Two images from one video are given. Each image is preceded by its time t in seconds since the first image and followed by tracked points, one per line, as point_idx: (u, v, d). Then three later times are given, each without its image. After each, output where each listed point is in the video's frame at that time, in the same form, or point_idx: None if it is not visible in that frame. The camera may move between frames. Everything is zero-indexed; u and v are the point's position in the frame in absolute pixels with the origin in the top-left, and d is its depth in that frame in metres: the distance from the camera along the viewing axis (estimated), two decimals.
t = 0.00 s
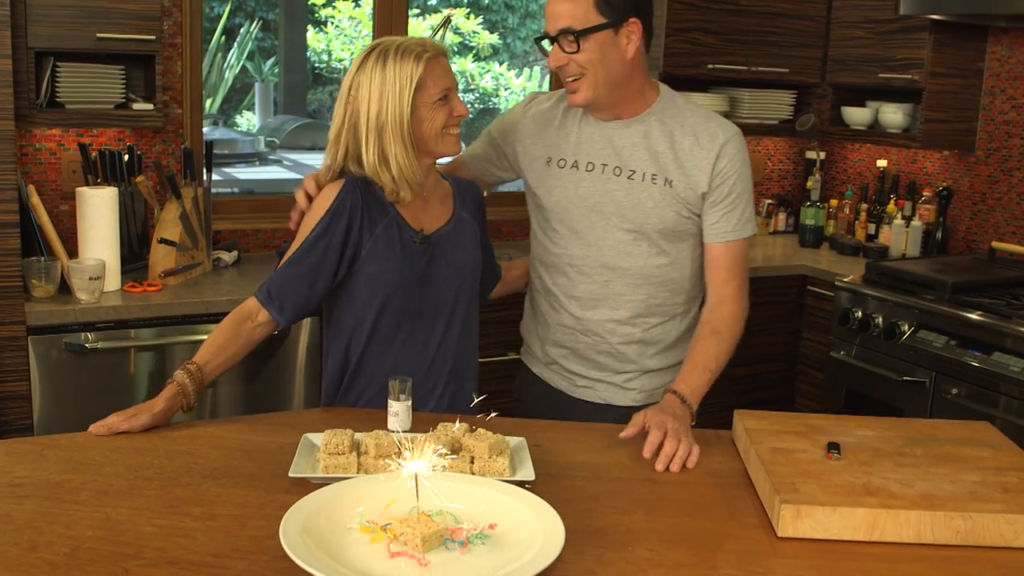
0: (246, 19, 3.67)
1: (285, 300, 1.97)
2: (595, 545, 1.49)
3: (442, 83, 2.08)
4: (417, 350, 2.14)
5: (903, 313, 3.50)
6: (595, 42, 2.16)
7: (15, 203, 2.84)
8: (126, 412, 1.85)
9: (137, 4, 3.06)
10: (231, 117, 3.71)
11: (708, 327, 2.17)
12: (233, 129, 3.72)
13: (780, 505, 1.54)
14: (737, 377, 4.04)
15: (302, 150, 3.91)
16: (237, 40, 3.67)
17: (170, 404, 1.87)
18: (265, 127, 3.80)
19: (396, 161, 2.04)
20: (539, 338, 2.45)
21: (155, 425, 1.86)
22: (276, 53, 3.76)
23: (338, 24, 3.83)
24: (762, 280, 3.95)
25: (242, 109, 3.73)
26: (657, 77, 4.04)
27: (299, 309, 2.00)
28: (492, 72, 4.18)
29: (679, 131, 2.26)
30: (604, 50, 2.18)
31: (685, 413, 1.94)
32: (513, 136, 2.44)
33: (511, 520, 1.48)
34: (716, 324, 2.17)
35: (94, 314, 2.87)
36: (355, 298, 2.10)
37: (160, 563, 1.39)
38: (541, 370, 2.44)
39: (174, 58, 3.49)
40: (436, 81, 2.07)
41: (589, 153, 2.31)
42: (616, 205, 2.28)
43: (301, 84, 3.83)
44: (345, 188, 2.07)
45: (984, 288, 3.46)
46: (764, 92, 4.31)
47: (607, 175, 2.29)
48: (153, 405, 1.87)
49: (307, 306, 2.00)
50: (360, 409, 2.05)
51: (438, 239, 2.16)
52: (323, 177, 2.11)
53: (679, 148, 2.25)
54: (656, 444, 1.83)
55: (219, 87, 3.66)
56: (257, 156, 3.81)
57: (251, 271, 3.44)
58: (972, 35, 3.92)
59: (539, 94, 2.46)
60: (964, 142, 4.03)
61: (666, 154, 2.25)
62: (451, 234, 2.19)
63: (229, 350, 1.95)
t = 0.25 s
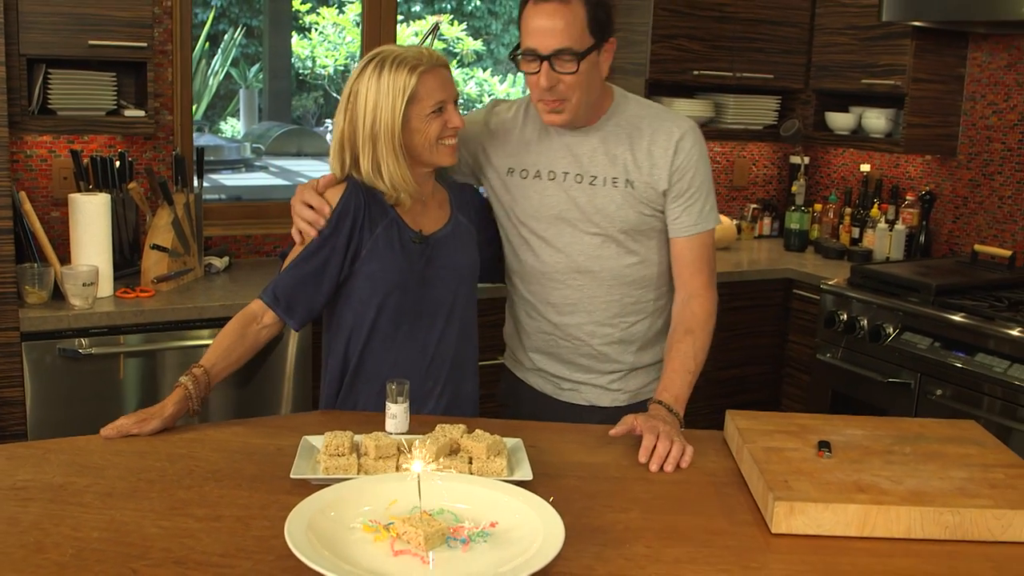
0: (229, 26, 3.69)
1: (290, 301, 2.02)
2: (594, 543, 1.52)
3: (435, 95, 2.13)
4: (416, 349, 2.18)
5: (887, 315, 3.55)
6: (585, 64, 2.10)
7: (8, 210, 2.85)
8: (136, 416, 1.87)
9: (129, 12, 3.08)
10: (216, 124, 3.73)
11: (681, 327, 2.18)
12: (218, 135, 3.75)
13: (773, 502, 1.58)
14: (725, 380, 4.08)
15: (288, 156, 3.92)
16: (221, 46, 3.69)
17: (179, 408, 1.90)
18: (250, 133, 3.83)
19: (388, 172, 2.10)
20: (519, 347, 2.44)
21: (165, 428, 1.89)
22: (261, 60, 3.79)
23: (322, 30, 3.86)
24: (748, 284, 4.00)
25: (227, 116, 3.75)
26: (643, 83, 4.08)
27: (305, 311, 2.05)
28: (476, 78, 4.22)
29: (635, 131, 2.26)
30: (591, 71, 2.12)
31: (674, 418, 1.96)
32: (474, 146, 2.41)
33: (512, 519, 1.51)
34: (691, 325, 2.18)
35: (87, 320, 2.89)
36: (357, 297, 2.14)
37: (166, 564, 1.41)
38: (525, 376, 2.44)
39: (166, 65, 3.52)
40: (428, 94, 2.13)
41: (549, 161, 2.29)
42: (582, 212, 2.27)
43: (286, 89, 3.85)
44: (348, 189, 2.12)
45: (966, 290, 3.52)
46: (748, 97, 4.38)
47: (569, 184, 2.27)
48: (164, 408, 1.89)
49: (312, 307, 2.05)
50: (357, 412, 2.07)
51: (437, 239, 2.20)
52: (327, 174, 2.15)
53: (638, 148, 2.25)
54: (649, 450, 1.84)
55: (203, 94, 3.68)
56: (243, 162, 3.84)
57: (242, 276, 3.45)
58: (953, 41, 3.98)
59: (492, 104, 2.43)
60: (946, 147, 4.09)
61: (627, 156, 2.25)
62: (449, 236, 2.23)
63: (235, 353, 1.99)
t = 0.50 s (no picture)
0: (226, 37, 3.72)
1: (301, 305, 2.06)
2: (597, 544, 1.55)
3: (432, 111, 2.13)
4: (421, 356, 2.21)
5: (883, 322, 3.58)
6: (551, 77, 2.12)
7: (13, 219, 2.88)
8: (147, 422, 1.90)
9: (132, 23, 3.11)
10: (212, 135, 3.75)
11: (666, 329, 2.18)
12: (216, 146, 3.77)
13: (773, 503, 1.60)
14: (722, 387, 4.10)
15: (285, 167, 3.95)
16: (218, 57, 3.71)
17: (189, 414, 1.93)
18: (248, 144, 3.85)
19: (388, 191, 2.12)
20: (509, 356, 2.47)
21: (176, 434, 1.92)
22: (258, 71, 3.81)
23: (319, 42, 3.90)
24: (744, 292, 4.03)
25: (224, 127, 3.77)
26: (639, 94, 4.11)
27: (316, 314, 2.09)
28: (471, 89, 4.26)
29: (601, 138, 2.29)
30: (556, 84, 2.15)
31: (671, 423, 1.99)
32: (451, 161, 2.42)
33: (516, 521, 1.54)
34: (675, 325, 2.18)
35: (90, 328, 2.91)
36: (364, 303, 2.17)
37: (177, 565, 1.43)
38: (517, 384, 2.47)
39: (167, 75, 3.56)
40: (425, 111, 2.13)
41: (520, 174, 2.31)
42: (556, 222, 2.29)
43: (283, 100, 3.89)
44: (362, 197, 2.15)
45: (961, 297, 3.55)
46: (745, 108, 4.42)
47: (540, 195, 2.29)
48: (174, 413, 1.93)
49: (323, 311, 2.10)
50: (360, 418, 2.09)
51: (445, 249, 2.23)
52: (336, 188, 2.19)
53: (605, 155, 2.27)
54: (648, 455, 1.86)
55: (199, 106, 3.71)
56: (241, 173, 3.86)
57: (242, 285, 3.48)
58: (946, 51, 4.03)
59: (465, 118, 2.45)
60: (940, 156, 4.13)
61: (594, 163, 2.27)
62: (457, 245, 2.26)
63: (243, 358, 2.03)
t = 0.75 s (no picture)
0: (224, 44, 3.74)
1: (306, 301, 2.10)
2: (597, 541, 1.57)
3: (426, 119, 2.14)
4: (420, 357, 2.24)
5: (879, 326, 3.61)
6: (531, 85, 2.11)
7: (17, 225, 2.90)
8: (158, 422, 1.93)
9: (134, 31, 3.14)
10: (211, 142, 3.78)
11: (656, 329, 2.20)
12: (216, 153, 3.79)
13: (770, 501, 1.63)
14: (719, 391, 4.13)
15: (284, 173, 3.98)
16: (217, 65, 3.74)
17: (199, 413, 1.96)
18: (246, 151, 3.88)
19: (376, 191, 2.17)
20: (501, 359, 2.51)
21: (187, 433, 1.95)
22: (256, 79, 3.84)
23: (317, 49, 3.93)
24: (742, 296, 4.06)
25: (223, 133, 3.80)
26: (637, 100, 4.14)
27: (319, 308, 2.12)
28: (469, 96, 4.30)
29: (578, 144, 2.28)
30: (535, 91, 2.13)
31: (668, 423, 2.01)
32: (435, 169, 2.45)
33: (517, 519, 1.56)
34: (665, 326, 2.19)
35: (93, 332, 2.94)
36: (363, 302, 2.20)
37: (184, 562, 1.46)
38: (511, 387, 2.50)
39: (168, 83, 3.59)
40: (419, 118, 2.14)
41: (499, 185, 2.31)
42: (536, 232, 2.29)
43: (282, 107, 3.92)
44: (365, 198, 2.18)
45: (956, 301, 3.58)
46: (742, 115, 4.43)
47: (519, 206, 2.29)
48: (183, 413, 1.95)
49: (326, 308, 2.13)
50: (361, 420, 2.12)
51: (444, 252, 2.27)
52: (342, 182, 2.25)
53: (583, 161, 2.27)
54: (647, 457, 1.88)
55: (197, 113, 3.73)
56: (239, 179, 3.88)
57: (243, 290, 3.51)
58: (940, 58, 4.07)
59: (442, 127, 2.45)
60: (934, 162, 4.17)
61: (573, 171, 2.27)
62: (454, 250, 2.29)
63: (250, 356, 2.06)
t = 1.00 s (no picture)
0: (225, 41, 3.76)
1: (308, 292, 2.11)
2: (597, 529, 1.60)
3: (418, 114, 2.16)
4: (419, 349, 2.26)
5: (877, 322, 3.63)
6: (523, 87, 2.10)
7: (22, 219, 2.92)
8: (163, 415, 1.95)
9: (138, 27, 3.16)
10: (211, 138, 3.80)
11: (653, 322, 2.22)
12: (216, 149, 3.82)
13: (768, 491, 1.65)
14: (718, 387, 4.16)
15: (285, 170, 3.99)
16: (217, 62, 3.76)
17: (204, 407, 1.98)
18: (247, 147, 3.90)
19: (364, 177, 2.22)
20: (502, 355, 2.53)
21: (191, 426, 1.97)
22: (257, 75, 3.86)
23: (317, 46, 3.95)
24: (741, 292, 4.08)
25: (223, 130, 3.82)
26: (637, 97, 4.16)
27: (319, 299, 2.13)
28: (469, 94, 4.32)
29: (567, 142, 2.29)
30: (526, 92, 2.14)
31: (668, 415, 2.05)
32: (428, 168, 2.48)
33: (519, 508, 1.59)
34: (662, 319, 2.21)
35: (97, 326, 2.97)
36: (361, 296, 2.22)
37: (191, 549, 1.48)
38: (511, 381, 2.52)
39: (172, 78, 3.60)
40: (412, 113, 2.17)
41: (492, 184, 2.32)
42: (531, 230, 2.31)
43: (283, 104, 3.94)
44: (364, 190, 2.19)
45: (954, 297, 3.61)
46: (741, 112, 4.46)
47: (513, 204, 2.30)
48: (189, 408, 1.98)
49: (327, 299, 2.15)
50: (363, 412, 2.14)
51: (440, 245, 2.29)
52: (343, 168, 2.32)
53: (574, 159, 2.28)
54: (645, 450, 1.90)
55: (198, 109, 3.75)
56: (241, 176, 3.90)
57: (245, 285, 3.53)
58: (939, 56, 4.09)
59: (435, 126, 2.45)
60: (933, 159, 4.19)
61: (564, 170, 2.28)
62: (449, 244, 2.31)
63: (253, 351, 2.08)
